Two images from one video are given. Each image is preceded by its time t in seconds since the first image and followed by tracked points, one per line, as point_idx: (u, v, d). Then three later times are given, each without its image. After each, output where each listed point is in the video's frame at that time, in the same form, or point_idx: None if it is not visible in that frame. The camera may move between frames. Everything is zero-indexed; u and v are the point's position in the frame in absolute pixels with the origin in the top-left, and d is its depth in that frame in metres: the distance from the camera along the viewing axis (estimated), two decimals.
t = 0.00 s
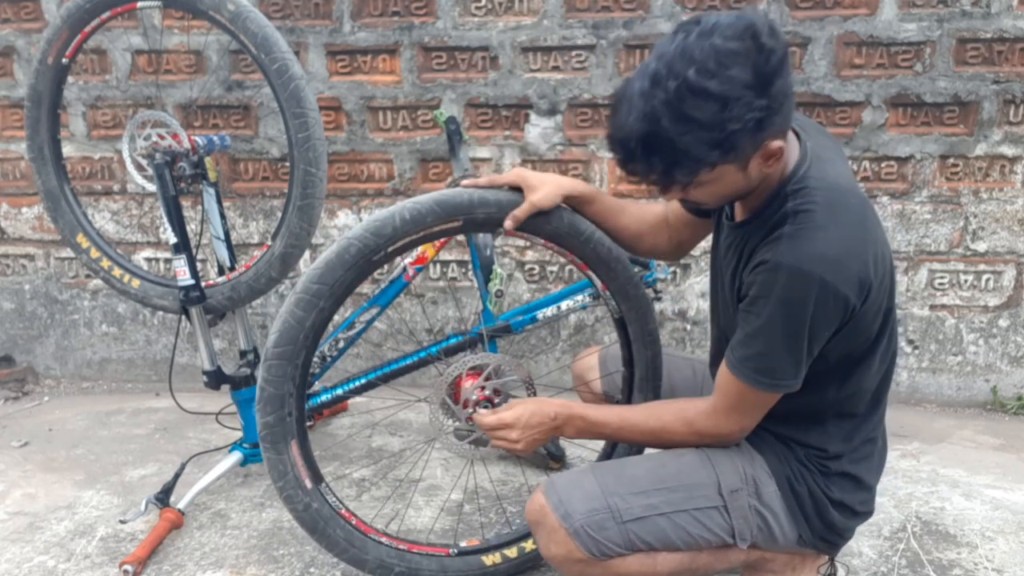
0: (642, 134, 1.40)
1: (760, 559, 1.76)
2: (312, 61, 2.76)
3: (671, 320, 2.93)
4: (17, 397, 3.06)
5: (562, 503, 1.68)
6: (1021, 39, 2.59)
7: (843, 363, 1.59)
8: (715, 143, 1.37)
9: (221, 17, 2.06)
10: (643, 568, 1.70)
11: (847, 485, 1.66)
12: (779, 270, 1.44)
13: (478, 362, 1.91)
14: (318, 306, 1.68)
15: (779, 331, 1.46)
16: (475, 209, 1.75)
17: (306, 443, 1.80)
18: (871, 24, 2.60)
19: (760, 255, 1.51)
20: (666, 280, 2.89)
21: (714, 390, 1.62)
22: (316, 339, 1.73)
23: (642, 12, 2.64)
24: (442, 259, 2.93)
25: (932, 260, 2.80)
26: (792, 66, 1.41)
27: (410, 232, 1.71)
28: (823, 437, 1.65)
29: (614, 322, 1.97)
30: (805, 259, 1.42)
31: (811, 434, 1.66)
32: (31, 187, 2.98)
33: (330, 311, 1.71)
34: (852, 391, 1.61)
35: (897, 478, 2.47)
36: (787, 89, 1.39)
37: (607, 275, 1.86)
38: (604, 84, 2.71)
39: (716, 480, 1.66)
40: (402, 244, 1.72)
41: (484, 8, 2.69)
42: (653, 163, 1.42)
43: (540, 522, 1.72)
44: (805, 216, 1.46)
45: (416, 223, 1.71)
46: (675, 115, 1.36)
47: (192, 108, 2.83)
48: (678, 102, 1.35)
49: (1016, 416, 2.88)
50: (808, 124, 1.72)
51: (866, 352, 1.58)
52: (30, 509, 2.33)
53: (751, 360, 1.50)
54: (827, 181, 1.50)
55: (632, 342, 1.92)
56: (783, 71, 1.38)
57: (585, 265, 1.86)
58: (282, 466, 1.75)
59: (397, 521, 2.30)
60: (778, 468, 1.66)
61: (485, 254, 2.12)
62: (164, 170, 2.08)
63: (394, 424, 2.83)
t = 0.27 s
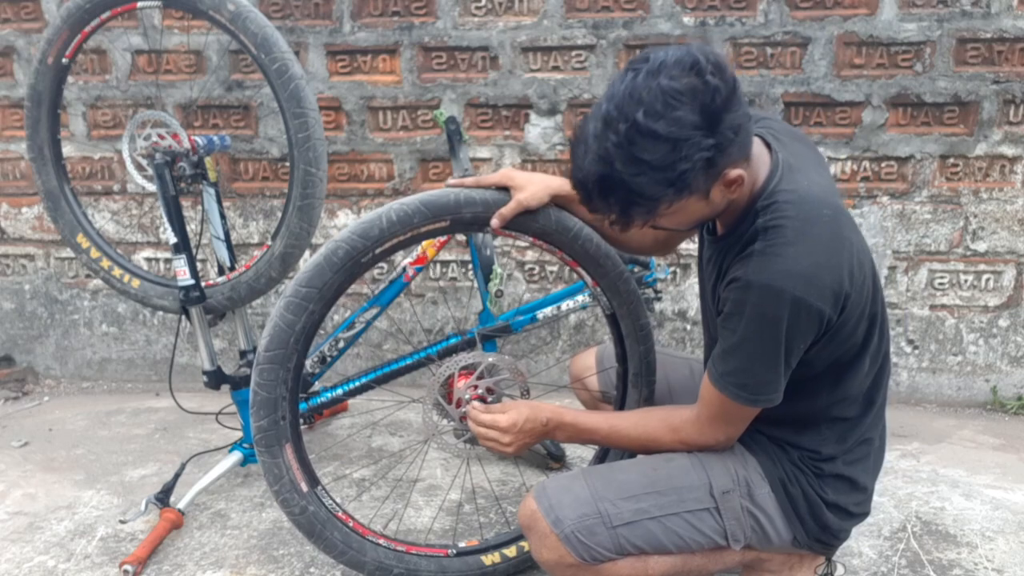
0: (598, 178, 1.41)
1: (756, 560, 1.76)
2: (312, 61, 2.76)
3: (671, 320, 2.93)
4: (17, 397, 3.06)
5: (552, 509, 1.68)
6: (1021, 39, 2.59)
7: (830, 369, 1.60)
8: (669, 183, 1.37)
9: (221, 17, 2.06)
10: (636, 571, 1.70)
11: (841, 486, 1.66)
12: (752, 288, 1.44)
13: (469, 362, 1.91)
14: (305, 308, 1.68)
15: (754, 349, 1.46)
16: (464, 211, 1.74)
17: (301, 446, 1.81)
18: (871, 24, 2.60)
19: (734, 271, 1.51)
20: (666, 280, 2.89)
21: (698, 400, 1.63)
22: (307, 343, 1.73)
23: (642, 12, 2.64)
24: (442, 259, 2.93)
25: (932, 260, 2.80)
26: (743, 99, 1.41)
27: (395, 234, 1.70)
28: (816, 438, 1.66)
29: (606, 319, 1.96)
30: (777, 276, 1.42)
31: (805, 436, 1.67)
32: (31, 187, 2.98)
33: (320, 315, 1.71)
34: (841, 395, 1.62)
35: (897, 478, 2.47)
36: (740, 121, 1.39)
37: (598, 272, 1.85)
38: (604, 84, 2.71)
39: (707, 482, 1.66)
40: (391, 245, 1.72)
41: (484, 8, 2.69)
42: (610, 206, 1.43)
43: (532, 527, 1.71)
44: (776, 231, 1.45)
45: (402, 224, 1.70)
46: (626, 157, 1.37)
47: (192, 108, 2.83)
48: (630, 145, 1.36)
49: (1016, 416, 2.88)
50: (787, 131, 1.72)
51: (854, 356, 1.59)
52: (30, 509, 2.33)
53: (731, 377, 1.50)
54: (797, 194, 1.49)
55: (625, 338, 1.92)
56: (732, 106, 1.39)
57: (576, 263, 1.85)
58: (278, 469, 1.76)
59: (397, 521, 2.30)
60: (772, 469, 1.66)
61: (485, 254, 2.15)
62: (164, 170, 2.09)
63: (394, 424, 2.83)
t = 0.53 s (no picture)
0: (581, 187, 1.43)
1: (754, 559, 1.76)
2: (312, 61, 2.76)
3: (671, 320, 2.93)
4: (17, 397, 3.06)
5: (546, 512, 1.68)
6: (1021, 39, 2.59)
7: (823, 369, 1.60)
8: (650, 193, 1.38)
9: (221, 17, 2.06)
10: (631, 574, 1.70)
11: (836, 485, 1.66)
12: (737, 292, 1.44)
13: (464, 362, 1.91)
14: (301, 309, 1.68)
15: (741, 353, 1.46)
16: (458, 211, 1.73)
17: (299, 449, 1.81)
18: (871, 24, 2.60)
19: (721, 275, 1.51)
20: (666, 280, 2.89)
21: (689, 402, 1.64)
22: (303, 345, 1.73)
23: (642, 12, 2.64)
24: (442, 259, 2.93)
25: (932, 260, 2.80)
26: (725, 107, 1.41)
27: (389, 234, 1.70)
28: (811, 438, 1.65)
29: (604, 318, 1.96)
30: (762, 280, 1.42)
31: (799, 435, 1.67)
32: (31, 187, 2.98)
33: (316, 317, 1.72)
34: (833, 396, 1.62)
35: (897, 478, 2.47)
36: (722, 130, 1.39)
37: (593, 270, 1.85)
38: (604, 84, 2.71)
39: (700, 482, 1.66)
40: (385, 245, 1.72)
41: (484, 8, 2.69)
42: (594, 214, 1.46)
43: (526, 531, 1.71)
44: (762, 235, 1.45)
45: (397, 226, 1.70)
46: (608, 168, 1.38)
47: (192, 108, 2.83)
48: (611, 156, 1.37)
49: (1017, 416, 2.88)
50: (777, 132, 1.71)
51: (845, 358, 1.59)
52: (30, 510, 2.33)
53: (719, 381, 1.50)
54: (784, 197, 1.49)
55: (622, 336, 1.91)
56: (713, 115, 1.38)
57: (572, 262, 1.85)
58: (276, 470, 1.76)
59: (397, 521, 2.30)
60: (765, 469, 1.66)
61: (485, 254, 2.15)
62: (164, 170, 2.09)
63: (394, 424, 2.83)
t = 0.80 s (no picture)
0: (569, 172, 1.44)
1: (754, 560, 1.75)
2: (312, 61, 2.76)
3: (671, 320, 2.93)
4: (17, 397, 3.06)
5: (541, 536, 1.65)
6: (1021, 39, 2.59)
7: (814, 358, 1.60)
8: (635, 177, 1.38)
9: (221, 17, 2.06)
10: None
11: (829, 484, 1.67)
12: (731, 273, 1.42)
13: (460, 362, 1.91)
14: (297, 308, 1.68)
15: (735, 335, 1.43)
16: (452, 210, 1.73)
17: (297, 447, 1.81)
18: (871, 24, 2.60)
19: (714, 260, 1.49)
20: (666, 280, 2.89)
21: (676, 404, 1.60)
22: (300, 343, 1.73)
23: (642, 12, 2.64)
24: (442, 259, 2.93)
25: (932, 260, 2.80)
26: (710, 92, 1.41)
27: (384, 234, 1.70)
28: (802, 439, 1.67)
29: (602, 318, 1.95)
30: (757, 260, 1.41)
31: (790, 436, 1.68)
32: (31, 187, 2.98)
33: (313, 315, 1.71)
34: (825, 388, 1.61)
35: (897, 478, 2.47)
36: (707, 115, 1.39)
37: (590, 270, 1.85)
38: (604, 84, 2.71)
39: (696, 495, 1.65)
40: (380, 244, 1.71)
41: (484, 8, 2.69)
42: (581, 198, 1.46)
43: (522, 555, 1.69)
44: (756, 219, 1.45)
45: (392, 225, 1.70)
46: (594, 153, 1.38)
47: (192, 108, 2.83)
48: (596, 141, 1.37)
49: (1016, 416, 2.88)
50: (770, 125, 1.73)
51: (835, 348, 1.59)
52: (30, 509, 2.33)
53: (711, 367, 1.47)
54: (777, 183, 1.49)
55: (620, 336, 1.90)
56: (698, 101, 1.38)
57: (569, 261, 1.85)
58: (274, 468, 1.76)
59: (397, 521, 2.30)
60: (757, 472, 1.67)
61: (485, 254, 2.15)
62: (164, 170, 2.09)
63: (394, 424, 2.83)
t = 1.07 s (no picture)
0: (554, 162, 1.44)
1: (750, 561, 1.76)
2: (312, 61, 2.76)
3: (671, 320, 2.93)
4: (17, 397, 3.06)
5: (536, 539, 1.65)
6: (1021, 39, 2.59)
7: (808, 351, 1.60)
8: (617, 165, 1.38)
9: (221, 17, 2.06)
10: None
11: (825, 483, 1.67)
12: (727, 259, 1.41)
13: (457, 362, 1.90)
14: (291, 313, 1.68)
15: (733, 321, 1.41)
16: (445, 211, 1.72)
17: (295, 451, 1.81)
18: (871, 24, 2.60)
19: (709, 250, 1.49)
20: (666, 280, 2.89)
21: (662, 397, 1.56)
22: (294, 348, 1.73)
23: (642, 12, 2.64)
24: (442, 259, 2.93)
25: (932, 260, 2.80)
26: (690, 79, 1.40)
27: (378, 236, 1.70)
28: (798, 439, 1.66)
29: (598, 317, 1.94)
30: (751, 244, 1.40)
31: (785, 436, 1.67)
32: (31, 187, 2.98)
33: (307, 319, 1.71)
34: (820, 379, 1.61)
35: (897, 478, 2.47)
36: (687, 102, 1.39)
37: (585, 268, 1.84)
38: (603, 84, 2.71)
39: (690, 496, 1.66)
40: (374, 247, 1.71)
41: (484, 8, 2.69)
42: (566, 186, 1.45)
43: (518, 557, 1.68)
44: (749, 206, 1.46)
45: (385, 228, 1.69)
46: (578, 142, 1.39)
47: (192, 108, 2.83)
48: (579, 129, 1.38)
49: (1017, 416, 2.88)
50: (761, 123, 1.75)
51: (829, 338, 1.59)
52: (31, 510, 2.33)
53: (707, 356, 1.45)
54: (768, 173, 1.50)
55: (617, 334, 1.89)
56: (678, 87, 1.38)
57: (563, 260, 1.84)
58: (271, 472, 1.76)
59: (397, 521, 2.30)
60: (754, 473, 1.66)
61: (485, 254, 2.15)
62: (164, 170, 2.09)
63: (394, 424, 2.83)
